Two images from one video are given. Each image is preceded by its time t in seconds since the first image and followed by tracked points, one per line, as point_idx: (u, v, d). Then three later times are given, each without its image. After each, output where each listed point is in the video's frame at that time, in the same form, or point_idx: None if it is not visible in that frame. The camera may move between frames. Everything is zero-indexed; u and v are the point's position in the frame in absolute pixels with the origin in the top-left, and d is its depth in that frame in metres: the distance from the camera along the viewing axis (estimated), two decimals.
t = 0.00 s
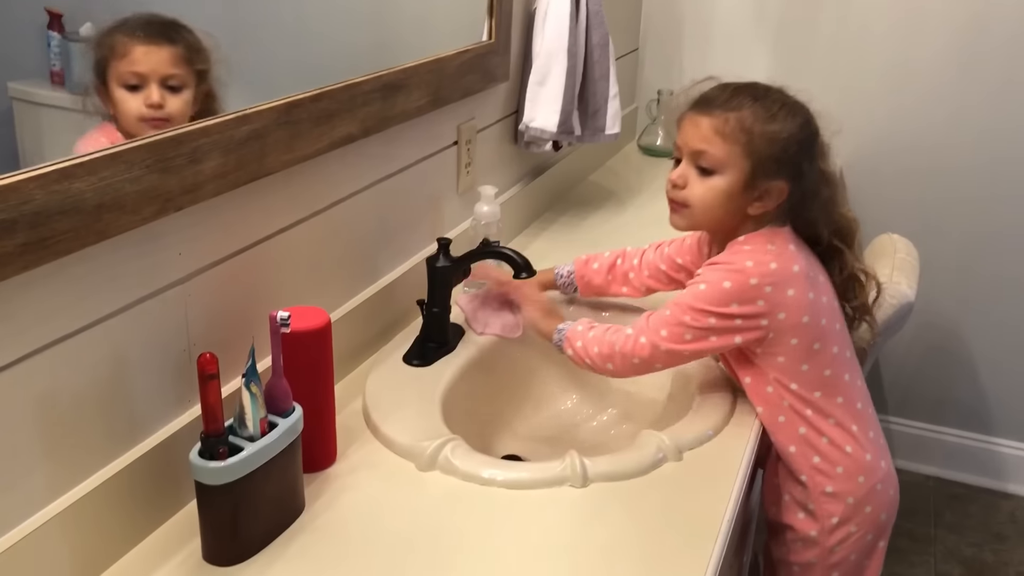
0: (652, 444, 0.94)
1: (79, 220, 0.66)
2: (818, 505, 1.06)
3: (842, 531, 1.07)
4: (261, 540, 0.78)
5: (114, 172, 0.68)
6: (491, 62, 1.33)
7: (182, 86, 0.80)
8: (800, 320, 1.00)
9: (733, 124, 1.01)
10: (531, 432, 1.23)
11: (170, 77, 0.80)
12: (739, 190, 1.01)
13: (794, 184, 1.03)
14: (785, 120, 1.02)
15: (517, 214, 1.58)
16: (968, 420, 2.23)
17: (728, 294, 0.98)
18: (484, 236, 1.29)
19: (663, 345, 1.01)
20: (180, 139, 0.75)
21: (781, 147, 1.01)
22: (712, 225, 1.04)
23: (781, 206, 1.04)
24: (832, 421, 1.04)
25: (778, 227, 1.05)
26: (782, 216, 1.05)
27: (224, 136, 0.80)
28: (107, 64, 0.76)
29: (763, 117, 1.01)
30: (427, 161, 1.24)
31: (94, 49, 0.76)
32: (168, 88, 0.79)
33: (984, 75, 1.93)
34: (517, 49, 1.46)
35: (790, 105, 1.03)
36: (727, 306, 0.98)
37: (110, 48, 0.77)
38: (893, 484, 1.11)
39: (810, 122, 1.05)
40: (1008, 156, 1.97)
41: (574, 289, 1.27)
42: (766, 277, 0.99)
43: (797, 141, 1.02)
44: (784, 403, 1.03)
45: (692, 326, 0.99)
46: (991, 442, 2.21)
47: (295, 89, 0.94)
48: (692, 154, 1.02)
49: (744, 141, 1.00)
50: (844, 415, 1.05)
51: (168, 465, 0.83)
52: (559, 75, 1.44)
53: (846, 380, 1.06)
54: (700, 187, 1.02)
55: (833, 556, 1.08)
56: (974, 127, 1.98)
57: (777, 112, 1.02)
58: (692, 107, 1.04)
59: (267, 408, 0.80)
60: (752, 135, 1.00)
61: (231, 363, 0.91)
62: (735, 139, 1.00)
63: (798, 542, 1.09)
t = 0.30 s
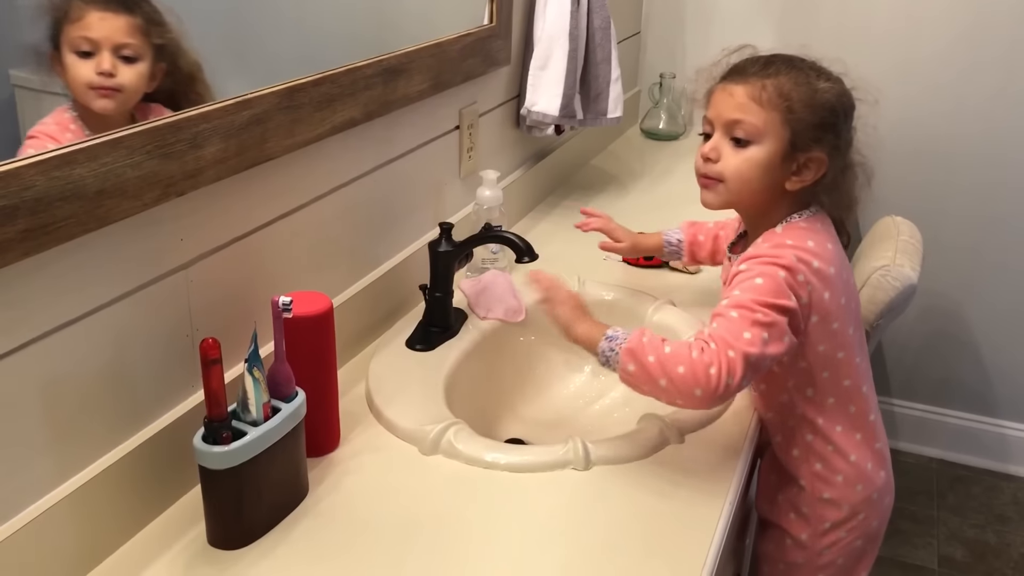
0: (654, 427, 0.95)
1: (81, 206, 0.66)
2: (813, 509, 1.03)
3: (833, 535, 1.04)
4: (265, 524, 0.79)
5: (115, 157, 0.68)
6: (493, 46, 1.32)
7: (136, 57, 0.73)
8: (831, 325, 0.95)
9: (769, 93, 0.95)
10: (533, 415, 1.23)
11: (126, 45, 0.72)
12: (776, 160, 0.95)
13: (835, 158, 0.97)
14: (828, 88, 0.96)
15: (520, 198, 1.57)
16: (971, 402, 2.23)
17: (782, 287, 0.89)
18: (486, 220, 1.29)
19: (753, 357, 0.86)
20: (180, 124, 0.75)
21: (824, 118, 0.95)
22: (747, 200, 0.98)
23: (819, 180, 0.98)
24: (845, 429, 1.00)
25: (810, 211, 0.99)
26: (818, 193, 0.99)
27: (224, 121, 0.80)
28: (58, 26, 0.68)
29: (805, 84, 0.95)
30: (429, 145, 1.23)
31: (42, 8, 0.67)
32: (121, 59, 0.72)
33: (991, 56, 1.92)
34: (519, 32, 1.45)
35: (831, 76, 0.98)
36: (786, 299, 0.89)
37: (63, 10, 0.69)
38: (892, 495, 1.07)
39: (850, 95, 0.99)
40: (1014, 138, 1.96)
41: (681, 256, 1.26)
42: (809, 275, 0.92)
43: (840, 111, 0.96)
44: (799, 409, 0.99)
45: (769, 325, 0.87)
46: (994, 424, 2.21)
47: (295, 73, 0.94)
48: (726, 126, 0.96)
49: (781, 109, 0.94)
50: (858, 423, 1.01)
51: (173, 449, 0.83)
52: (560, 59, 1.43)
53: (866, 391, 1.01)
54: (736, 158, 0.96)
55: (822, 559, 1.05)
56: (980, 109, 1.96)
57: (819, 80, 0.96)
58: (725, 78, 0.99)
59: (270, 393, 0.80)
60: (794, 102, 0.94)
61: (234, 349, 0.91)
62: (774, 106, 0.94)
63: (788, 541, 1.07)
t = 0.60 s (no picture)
0: (645, 425, 0.95)
1: (69, 208, 0.66)
2: (782, 523, 0.97)
3: (805, 543, 0.98)
4: (256, 525, 0.79)
5: (103, 159, 0.68)
6: (484, 45, 1.32)
7: (74, 52, 0.73)
8: (784, 350, 0.87)
9: (763, 105, 0.87)
10: (525, 414, 1.23)
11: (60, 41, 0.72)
12: (759, 178, 0.88)
13: (831, 183, 0.88)
14: (830, 107, 0.87)
15: (512, 197, 1.58)
16: (963, 399, 2.24)
17: (715, 299, 0.83)
18: (478, 220, 1.29)
19: (652, 342, 0.82)
20: (169, 125, 0.75)
21: (821, 139, 0.87)
22: (727, 216, 0.92)
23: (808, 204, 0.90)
24: (807, 448, 0.93)
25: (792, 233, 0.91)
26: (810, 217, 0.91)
27: (213, 121, 0.80)
28: None
29: (804, 99, 0.87)
30: (420, 145, 1.23)
31: None
32: (61, 56, 0.71)
33: (981, 55, 1.92)
34: (510, 31, 1.45)
35: (840, 92, 0.89)
36: (712, 311, 0.83)
37: None
38: (870, 511, 0.99)
39: (860, 115, 0.90)
40: (1005, 135, 1.96)
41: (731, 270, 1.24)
42: (760, 294, 0.85)
43: (841, 133, 0.87)
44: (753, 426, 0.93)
45: (683, 327, 0.82)
46: (986, 421, 2.22)
47: (284, 74, 0.95)
48: (714, 133, 0.91)
49: (772, 124, 0.87)
50: (818, 445, 0.94)
51: (163, 450, 0.83)
52: (551, 58, 1.44)
53: (829, 414, 0.94)
54: (717, 169, 0.90)
55: (795, 566, 1.00)
56: (971, 106, 1.97)
57: (822, 97, 0.88)
58: (724, 79, 0.92)
59: (260, 393, 0.80)
60: (786, 117, 0.86)
61: (225, 350, 0.91)
62: (765, 119, 0.87)
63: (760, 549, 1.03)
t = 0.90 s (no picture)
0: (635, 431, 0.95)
1: (55, 213, 0.65)
2: (762, 536, 0.97)
3: (785, 555, 0.98)
4: (245, 533, 0.78)
5: (89, 164, 0.67)
6: (474, 49, 1.32)
7: (79, 92, 0.73)
8: (709, 378, 0.87)
9: (660, 141, 0.88)
10: (517, 419, 1.23)
11: (62, 81, 0.72)
12: (659, 216, 0.89)
13: (731, 217, 0.89)
14: (729, 143, 0.87)
15: (503, 202, 1.57)
16: (956, 403, 2.24)
17: (628, 333, 0.84)
18: (469, 224, 1.29)
19: (560, 372, 0.84)
20: (155, 130, 0.74)
21: (719, 176, 0.87)
22: (633, 252, 0.93)
23: (712, 237, 0.91)
24: (763, 467, 0.93)
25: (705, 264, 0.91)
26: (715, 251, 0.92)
27: (201, 126, 0.79)
28: None
29: (700, 135, 0.87)
30: (411, 149, 1.23)
31: None
32: (63, 95, 0.71)
33: (972, 58, 1.92)
34: (501, 35, 1.45)
35: (741, 124, 0.89)
36: (625, 344, 0.84)
37: None
38: (852, 518, 0.99)
39: (764, 146, 0.89)
40: (997, 138, 1.96)
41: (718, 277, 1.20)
42: (672, 324, 0.85)
43: (741, 169, 0.87)
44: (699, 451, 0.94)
45: (591, 358, 0.84)
46: (980, 425, 2.22)
47: (273, 78, 0.94)
48: (614, 170, 0.91)
49: (669, 160, 0.87)
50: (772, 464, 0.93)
51: (149, 459, 0.82)
52: (542, 62, 1.43)
53: (784, 435, 0.92)
54: (618, 207, 0.91)
55: None
56: (962, 109, 1.97)
57: (722, 131, 0.87)
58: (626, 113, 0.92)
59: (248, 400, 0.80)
60: (683, 154, 0.87)
61: (213, 356, 0.90)
62: (661, 156, 0.88)
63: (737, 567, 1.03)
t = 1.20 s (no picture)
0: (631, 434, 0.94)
1: (49, 216, 0.65)
2: (762, 532, 0.97)
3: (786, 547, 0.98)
4: (240, 537, 0.78)
5: (84, 167, 0.67)
6: (470, 53, 1.32)
7: (86, 112, 0.71)
8: (699, 382, 0.87)
9: (627, 161, 0.90)
10: (513, 423, 1.22)
11: (68, 102, 0.70)
12: (633, 233, 0.91)
13: (708, 228, 0.90)
14: (696, 155, 0.88)
15: (499, 206, 1.57)
16: (952, 406, 2.24)
17: (616, 338, 0.86)
18: (465, 228, 1.29)
19: (553, 375, 0.85)
20: (150, 133, 0.74)
21: (690, 192, 0.88)
22: (612, 269, 0.95)
23: (689, 251, 0.92)
24: (760, 467, 0.93)
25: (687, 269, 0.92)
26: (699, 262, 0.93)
27: (195, 129, 0.79)
28: None
29: (664, 152, 0.88)
30: (406, 152, 1.23)
31: None
32: (70, 116, 0.70)
33: (967, 62, 1.93)
34: (497, 39, 1.45)
35: (708, 136, 0.90)
36: (614, 350, 0.86)
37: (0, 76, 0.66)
38: (853, 509, 0.99)
39: (736, 154, 0.90)
40: (991, 142, 1.97)
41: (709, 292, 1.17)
42: (660, 330, 0.86)
43: (712, 180, 0.88)
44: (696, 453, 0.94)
45: (582, 362, 0.85)
46: (975, 429, 2.22)
47: (268, 81, 0.94)
48: (587, 191, 0.94)
49: (638, 180, 0.89)
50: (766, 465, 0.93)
51: (144, 463, 0.82)
52: (539, 66, 1.44)
53: (778, 435, 0.92)
54: (593, 227, 0.94)
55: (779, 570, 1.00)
56: (957, 113, 1.98)
57: (688, 146, 0.89)
58: (595, 133, 0.94)
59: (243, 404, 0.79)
60: (651, 173, 0.89)
61: (208, 360, 0.90)
62: (630, 176, 0.90)
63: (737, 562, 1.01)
